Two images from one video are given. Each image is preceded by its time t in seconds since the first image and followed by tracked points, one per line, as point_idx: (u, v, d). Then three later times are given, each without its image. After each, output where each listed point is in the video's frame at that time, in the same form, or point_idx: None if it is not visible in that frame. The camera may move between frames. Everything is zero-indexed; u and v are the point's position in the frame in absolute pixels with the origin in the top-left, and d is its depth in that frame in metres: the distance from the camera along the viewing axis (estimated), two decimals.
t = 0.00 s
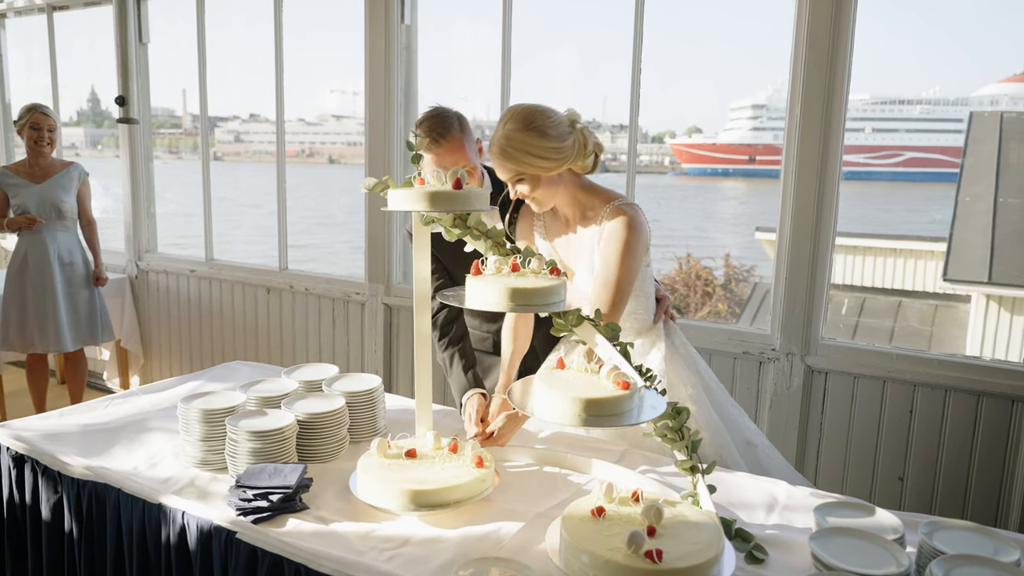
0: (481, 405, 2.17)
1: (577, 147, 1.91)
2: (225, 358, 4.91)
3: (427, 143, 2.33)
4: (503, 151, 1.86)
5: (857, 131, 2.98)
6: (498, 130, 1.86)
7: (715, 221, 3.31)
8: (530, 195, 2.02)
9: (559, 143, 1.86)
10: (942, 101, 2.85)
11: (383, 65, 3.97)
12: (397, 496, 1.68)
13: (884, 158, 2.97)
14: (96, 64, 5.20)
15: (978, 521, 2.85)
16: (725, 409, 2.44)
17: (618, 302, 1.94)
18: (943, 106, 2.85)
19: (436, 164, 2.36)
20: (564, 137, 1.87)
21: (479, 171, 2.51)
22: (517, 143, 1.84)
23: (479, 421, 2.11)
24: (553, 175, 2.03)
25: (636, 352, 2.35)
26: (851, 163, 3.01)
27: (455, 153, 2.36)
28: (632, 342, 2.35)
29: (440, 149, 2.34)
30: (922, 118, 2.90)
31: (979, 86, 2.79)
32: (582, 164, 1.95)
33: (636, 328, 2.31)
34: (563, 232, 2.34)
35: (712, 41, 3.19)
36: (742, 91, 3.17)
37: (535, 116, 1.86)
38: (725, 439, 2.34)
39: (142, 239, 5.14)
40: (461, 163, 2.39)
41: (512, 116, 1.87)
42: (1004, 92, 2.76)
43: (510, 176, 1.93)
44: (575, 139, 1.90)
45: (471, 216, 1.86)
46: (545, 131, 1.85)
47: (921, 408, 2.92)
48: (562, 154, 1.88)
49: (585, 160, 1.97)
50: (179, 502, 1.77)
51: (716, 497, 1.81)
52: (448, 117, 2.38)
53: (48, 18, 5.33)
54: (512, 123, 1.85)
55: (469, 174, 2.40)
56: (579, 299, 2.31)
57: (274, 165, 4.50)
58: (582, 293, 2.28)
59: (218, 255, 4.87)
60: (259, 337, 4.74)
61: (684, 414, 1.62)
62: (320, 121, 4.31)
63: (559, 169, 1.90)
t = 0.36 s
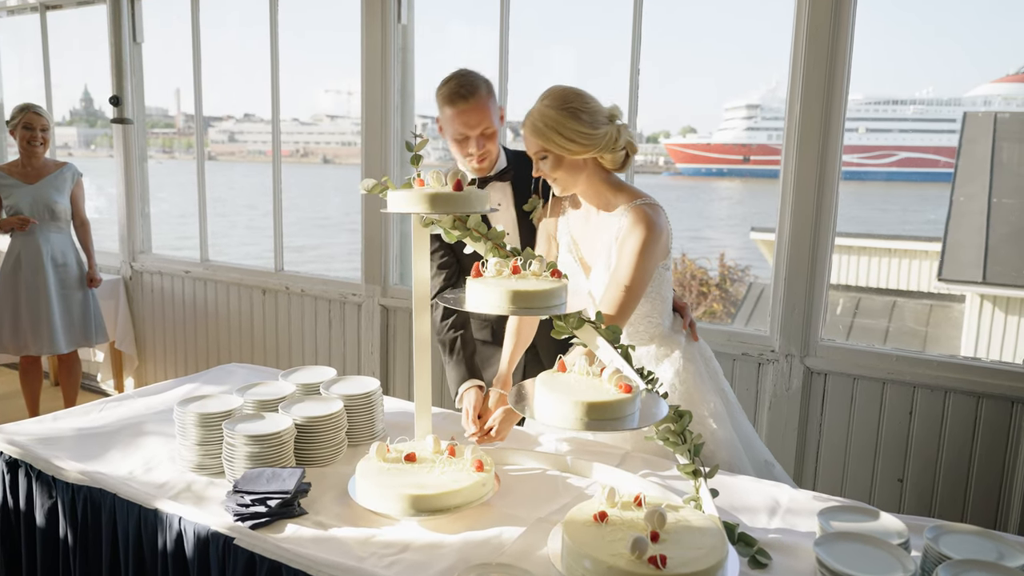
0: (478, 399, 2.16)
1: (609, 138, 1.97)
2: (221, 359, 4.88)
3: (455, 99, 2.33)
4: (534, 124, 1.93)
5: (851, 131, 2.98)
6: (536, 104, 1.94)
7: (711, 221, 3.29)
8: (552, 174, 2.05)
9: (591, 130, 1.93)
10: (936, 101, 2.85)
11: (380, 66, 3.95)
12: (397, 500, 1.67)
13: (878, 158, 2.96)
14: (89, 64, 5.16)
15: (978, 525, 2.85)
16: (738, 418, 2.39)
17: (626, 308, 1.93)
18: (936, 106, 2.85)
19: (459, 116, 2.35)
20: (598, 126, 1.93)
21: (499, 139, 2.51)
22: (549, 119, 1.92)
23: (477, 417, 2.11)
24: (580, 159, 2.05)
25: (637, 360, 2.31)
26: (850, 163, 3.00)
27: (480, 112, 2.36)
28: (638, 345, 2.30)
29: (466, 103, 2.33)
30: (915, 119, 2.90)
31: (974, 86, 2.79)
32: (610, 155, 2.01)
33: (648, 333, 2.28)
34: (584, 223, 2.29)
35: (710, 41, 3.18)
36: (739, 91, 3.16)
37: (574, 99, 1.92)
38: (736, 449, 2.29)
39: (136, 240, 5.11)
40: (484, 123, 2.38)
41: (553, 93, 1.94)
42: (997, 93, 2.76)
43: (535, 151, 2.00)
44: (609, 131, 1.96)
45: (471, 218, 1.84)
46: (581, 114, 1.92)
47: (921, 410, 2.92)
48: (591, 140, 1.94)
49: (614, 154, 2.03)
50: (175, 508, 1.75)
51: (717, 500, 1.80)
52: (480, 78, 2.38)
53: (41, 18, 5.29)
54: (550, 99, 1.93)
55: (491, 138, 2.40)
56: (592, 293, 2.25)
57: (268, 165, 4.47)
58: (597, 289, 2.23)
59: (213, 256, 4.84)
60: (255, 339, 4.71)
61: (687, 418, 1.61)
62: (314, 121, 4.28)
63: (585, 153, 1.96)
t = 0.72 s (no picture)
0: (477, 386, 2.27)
1: (646, 138, 2.03)
2: (217, 362, 4.85)
3: (518, 69, 2.55)
4: (581, 101, 2.02)
5: (844, 131, 2.98)
6: (593, 84, 2.03)
7: (706, 221, 3.29)
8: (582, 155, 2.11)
9: (632, 123, 1.99)
10: (928, 101, 2.86)
11: (376, 66, 3.94)
12: (397, 506, 1.66)
13: (871, 158, 2.96)
14: (82, 64, 5.14)
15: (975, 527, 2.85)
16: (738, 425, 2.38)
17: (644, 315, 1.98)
18: (928, 106, 2.86)
19: (517, 81, 2.54)
20: (640, 122, 2.00)
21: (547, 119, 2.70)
22: (594, 99, 2.00)
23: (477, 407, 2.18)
24: (614, 149, 2.10)
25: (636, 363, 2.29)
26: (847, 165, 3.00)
27: (537, 82, 2.56)
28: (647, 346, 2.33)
29: (526, 71, 2.54)
30: (908, 118, 2.90)
31: (965, 86, 2.80)
32: (643, 154, 2.07)
33: (659, 336, 2.31)
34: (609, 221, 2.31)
35: (705, 42, 3.19)
36: (734, 91, 3.16)
37: (628, 91, 2.00)
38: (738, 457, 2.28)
39: (131, 242, 5.09)
40: (538, 93, 2.57)
41: (611, 80, 2.02)
42: (989, 93, 2.77)
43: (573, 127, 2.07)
44: (649, 132, 2.01)
45: (470, 222, 1.83)
46: (627, 104, 1.99)
47: (918, 411, 2.92)
48: (628, 132, 2.00)
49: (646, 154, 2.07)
50: (174, 514, 1.74)
51: (717, 504, 1.80)
52: (539, 62, 2.62)
53: (34, 18, 5.26)
54: (603, 84, 2.02)
55: (542, 108, 2.60)
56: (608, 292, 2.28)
57: (262, 165, 4.46)
58: (613, 289, 2.26)
59: (208, 258, 4.82)
60: (251, 341, 4.70)
61: (687, 423, 1.60)
62: (308, 121, 4.28)
63: (618, 143, 2.02)
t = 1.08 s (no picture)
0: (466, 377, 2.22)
1: (675, 135, 2.18)
2: (208, 365, 4.84)
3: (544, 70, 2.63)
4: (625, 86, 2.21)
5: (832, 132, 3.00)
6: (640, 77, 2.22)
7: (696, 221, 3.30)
8: (614, 135, 2.24)
9: (667, 115, 2.15)
10: (916, 101, 2.89)
11: (369, 66, 3.93)
12: (394, 510, 1.66)
13: (860, 158, 2.99)
14: (71, 65, 5.11)
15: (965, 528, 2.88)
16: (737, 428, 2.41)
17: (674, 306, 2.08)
18: (916, 107, 2.89)
19: (541, 79, 2.61)
20: (673, 117, 2.16)
21: (564, 125, 2.73)
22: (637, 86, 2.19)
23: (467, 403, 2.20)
24: (644, 140, 2.24)
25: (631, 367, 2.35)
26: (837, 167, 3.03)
27: (559, 85, 2.62)
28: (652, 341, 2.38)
29: (551, 72, 2.61)
30: (897, 119, 2.93)
31: (953, 86, 2.82)
32: (669, 149, 2.21)
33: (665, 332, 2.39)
34: (621, 219, 2.41)
35: (695, 42, 3.20)
36: (724, 92, 3.18)
37: (669, 90, 2.18)
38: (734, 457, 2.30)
39: (121, 244, 5.06)
40: (559, 96, 2.63)
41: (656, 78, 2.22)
42: (976, 94, 2.80)
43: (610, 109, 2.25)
44: (680, 130, 2.18)
45: (466, 226, 1.82)
46: (667, 99, 2.16)
47: (909, 412, 2.95)
48: (661, 122, 2.15)
49: (674, 150, 2.21)
50: (170, 520, 1.73)
51: (712, 506, 1.81)
52: (567, 72, 2.69)
53: (23, 18, 5.22)
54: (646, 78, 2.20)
55: (559, 110, 2.63)
56: (620, 286, 2.37)
57: (253, 166, 4.45)
58: (625, 283, 2.35)
59: (200, 261, 4.80)
60: (243, 344, 4.68)
61: (682, 425, 1.62)
62: (297, 121, 4.27)
63: (649, 131, 2.17)
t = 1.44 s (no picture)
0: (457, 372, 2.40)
1: (682, 138, 2.27)
2: (197, 367, 4.81)
3: (547, 77, 2.65)
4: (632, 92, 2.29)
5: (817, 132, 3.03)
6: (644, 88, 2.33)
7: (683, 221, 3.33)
8: (624, 135, 2.27)
9: (675, 118, 2.24)
10: (899, 102, 2.93)
11: (357, 66, 3.93)
12: (387, 512, 1.67)
13: (843, 159, 3.02)
14: (54, 65, 5.07)
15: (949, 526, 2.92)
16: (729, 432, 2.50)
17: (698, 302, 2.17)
18: (898, 107, 2.93)
19: (546, 86, 2.63)
20: (680, 121, 2.26)
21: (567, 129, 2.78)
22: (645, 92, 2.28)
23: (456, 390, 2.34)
24: (653, 141, 2.28)
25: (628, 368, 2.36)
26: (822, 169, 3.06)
27: (564, 92, 2.66)
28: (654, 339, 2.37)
29: (556, 79, 2.65)
30: (880, 120, 2.97)
31: (935, 88, 2.87)
32: (675, 152, 2.29)
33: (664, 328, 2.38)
34: (622, 216, 2.44)
35: (680, 44, 3.24)
36: (710, 92, 3.21)
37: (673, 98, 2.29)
38: (721, 449, 2.38)
39: (107, 246, 5.02)
40: (565, 101, 2.67)
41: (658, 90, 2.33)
42: (958, 95, 2.84)
43: (618, 111, 2.30)
44: (685, 134, 2.27)
45: (457, 230, 1.82)
46: (674, 107, 2.27)
47: (895, 411, 2.98)
48: (671, 124, 2.23)
49: (680, 151, 2.29)
50: (162, 525, 1.73)
51: (703, 507, 1.83)
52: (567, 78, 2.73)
53: (6, 19, 5.17)
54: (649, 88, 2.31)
55: (566, 115, 2.67)
56: (621, 282, 2.40)
57: (239, 166, 4.44)
58: (627, 280, 2.38)
59: (187, 263, 4.78)
60: (231, 346, 4.66)
61: (673, 426, 1.62)
62: (283, 121, 4.26)
63: (660, 130, 2.23)
